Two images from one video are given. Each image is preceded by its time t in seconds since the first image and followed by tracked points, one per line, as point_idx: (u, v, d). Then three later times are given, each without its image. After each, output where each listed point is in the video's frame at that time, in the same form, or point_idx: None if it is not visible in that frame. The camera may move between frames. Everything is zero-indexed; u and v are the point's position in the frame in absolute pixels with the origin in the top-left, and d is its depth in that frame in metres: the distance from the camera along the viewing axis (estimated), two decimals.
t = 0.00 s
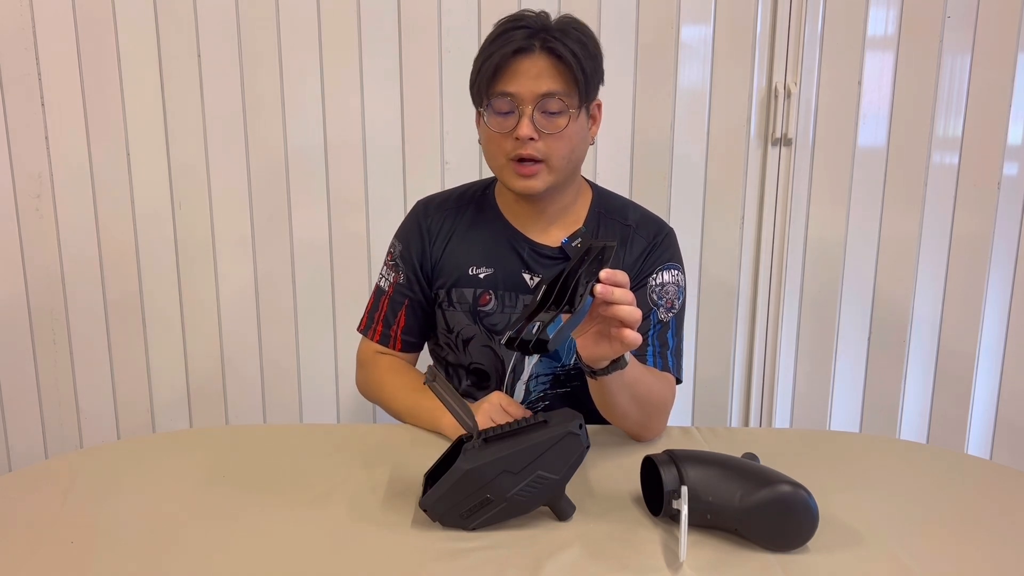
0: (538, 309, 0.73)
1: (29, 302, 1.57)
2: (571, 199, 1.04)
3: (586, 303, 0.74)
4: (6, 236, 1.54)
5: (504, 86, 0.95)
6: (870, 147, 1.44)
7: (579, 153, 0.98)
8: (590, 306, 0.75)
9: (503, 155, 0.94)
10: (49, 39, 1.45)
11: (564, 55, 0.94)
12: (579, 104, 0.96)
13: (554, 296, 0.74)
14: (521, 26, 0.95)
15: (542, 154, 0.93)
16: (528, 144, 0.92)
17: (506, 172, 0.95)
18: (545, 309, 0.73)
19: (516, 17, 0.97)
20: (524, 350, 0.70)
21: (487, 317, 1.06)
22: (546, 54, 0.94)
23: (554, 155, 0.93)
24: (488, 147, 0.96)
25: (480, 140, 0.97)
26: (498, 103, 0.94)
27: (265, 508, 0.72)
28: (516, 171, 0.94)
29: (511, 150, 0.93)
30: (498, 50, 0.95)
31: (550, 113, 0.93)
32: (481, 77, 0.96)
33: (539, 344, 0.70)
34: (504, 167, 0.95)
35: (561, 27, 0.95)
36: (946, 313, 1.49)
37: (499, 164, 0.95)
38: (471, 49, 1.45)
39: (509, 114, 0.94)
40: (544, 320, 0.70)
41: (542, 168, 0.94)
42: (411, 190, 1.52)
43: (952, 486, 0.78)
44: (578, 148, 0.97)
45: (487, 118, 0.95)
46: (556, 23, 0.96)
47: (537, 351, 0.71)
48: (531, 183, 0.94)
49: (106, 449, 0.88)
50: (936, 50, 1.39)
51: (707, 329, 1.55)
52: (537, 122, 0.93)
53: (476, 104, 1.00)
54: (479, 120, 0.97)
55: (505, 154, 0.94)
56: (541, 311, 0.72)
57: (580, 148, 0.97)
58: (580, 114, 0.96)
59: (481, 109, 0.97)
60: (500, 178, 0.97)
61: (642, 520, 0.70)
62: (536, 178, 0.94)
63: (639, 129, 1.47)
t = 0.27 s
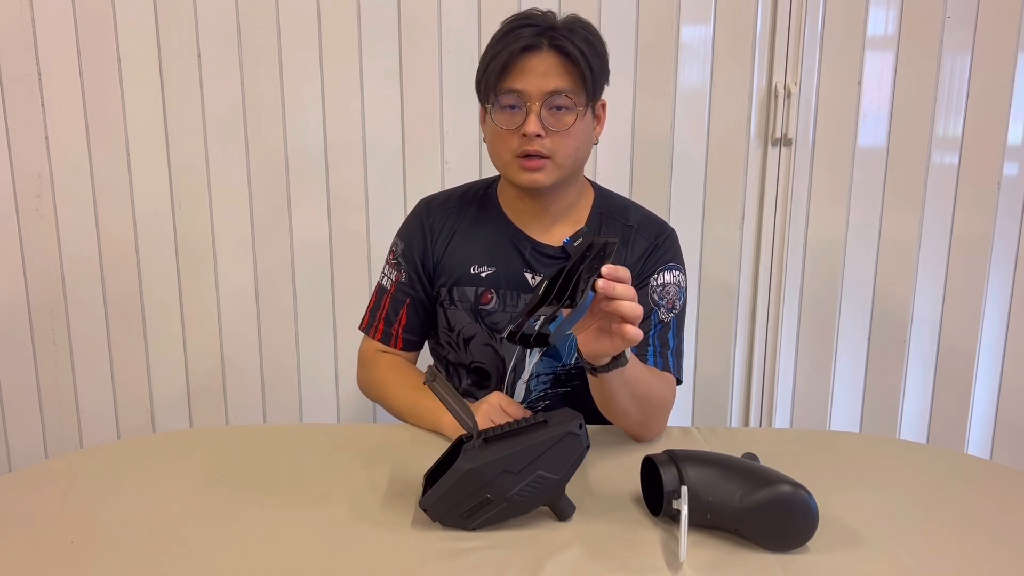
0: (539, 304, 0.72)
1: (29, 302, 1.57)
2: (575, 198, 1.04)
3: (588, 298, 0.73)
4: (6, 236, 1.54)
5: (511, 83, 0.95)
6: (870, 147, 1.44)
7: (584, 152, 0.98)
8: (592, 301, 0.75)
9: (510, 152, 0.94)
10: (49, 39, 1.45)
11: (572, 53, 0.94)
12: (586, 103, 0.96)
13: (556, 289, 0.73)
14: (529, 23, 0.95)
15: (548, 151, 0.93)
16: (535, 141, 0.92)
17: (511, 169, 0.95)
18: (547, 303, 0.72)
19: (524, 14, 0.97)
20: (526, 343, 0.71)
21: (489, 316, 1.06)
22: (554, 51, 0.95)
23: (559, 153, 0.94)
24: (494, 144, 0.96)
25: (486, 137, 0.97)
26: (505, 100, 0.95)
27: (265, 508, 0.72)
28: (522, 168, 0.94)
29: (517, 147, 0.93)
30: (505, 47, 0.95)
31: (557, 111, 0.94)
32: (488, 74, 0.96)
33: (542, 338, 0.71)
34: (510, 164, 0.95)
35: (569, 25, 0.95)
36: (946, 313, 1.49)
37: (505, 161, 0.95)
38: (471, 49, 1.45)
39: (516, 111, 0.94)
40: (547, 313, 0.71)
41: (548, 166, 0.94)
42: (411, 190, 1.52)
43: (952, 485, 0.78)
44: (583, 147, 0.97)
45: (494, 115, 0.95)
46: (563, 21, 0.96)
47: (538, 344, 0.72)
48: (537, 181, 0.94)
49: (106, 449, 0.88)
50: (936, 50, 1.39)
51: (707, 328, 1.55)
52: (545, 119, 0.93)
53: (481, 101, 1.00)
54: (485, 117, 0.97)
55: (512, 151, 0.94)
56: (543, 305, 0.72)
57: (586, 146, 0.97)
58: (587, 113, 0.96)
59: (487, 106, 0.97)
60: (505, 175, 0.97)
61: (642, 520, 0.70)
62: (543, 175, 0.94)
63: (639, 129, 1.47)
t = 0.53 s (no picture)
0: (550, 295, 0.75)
1: (29, 302, 1.57)
2: (581, 198, 1.04)
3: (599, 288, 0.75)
4: (6, 236, 1.54)
5: (520, 81, 0.95)
6: (870, 146, 1.44)
7: (592, 152, 0.98)
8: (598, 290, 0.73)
9: (519, 150, 0.94)
10: (49, 39, 1.45)
11: (582, 52, 0.94)
12: (595, 102, 0.96)
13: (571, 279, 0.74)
14: (540, 22, 0.95)
15: (556, 150, 0.93)
16: (544, 140, 0.92)
17: (520, 168, 0.95)
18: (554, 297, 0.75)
19: (534, 14, 0.97)
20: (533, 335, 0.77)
21: (490, 313, 1.06)
22: (564, 51, 0.95)
23: (568, 153, 0.94)
24: (502, 142, 0.96)
25: (494, 135, 0.97)
26: (515, 98, 0.95)
27: (265, 508, 0.72)
28: (531, 166, 0.94)
29: (526, 145, 0.93)
30: (515, 45, 0.95)
31: (566, 110, 0.94)
32: (498, 72, 0.96)
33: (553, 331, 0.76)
34: (519, 162, 0.95)
35: (579, 25, 0.96)
36: (946, 313, 1.49)
37: (514, 159, 0.95)
38: (471, 49, 1.45)
39: (526, 110, 0.95)
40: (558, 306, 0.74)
41: (556, 165, 0.94)
42: (411, 190, 1.52)
43: (953, 486, 0.78)
44: (592, 146, 0.97)
45: (503, 113, 0.95)
46: (573, 21, 0.96)
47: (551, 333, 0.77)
48: (545, 179, 0.94)
49: (106, 449, 0.88)
50: (936, 50, 1.39)
51: (707, 328, 1.55)
52: (554, 118, 0.93)
53: (490, 99, 1.00)
54: (494, 115, 0.98)
55: (521, 150, 0.94)
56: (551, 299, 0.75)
57: (594, 145, 0.98)
58: (596, 113, 0.96)
59: (496, 105, 0.97)
60: (513, 174, 0.97)
61: (642, 520, 0.70)
62: (551, 175, 0.94)
63: (639, 129, 1.47)
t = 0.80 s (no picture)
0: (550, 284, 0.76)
1: (29, 301, 1.57)
2: (580, 201, 1.04)
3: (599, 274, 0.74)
4: (6, 235, 1.54)
5: (521, 85, 0.95)
6: (870, 146, 1.44)
7: (592, 157, 0.98)
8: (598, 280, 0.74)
9: (516, 154, 0.95)
10: (49, 38, 1.45)
11: (582, 59, 0.93)
12: (594, 109, 0.96)
13: (574, 269, 0.74)
14: (543, 27, 0.95)
15: (553, 155, 0.94)
16: (541, 145, 0.93)
17: (517, 171, 0.96)
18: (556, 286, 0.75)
19: (538, 17, 0.97)
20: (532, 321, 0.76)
21: (492, 309, 1.06)
22: (565, 56, 0.94)
23: (565, 158, 0.94)
24: (502, 144, 0.97)
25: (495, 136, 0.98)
26: (515, 102, 0.95)
27: (265, 508, 0.72)
28: (527, 170, 0.95)
29: (523, 150, 0.94)
30: (517, 49, 0.95)
31: (565, 116, 0.94)
32: (500, 75, 0.97)
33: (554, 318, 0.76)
34: (516, 166, 0.95)
35: (582, 31, 0.95)
36: (946, 312, 1.49)
37: (512, 162, 0.96)
38: (471, 48, 1.45)
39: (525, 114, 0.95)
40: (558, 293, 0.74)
41: (553, 169, 0.95)
42: (411, 189, 1.52)
43: (953, 486, 0.78)
44: (590, 152, 0.97)
45: (503, 116, 0.96)
46: (576, 26, 0.96)
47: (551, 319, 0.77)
48: (541, 184, 0.95)
49: (106, 449, 0.88)
50: (936, 50, 1.39)
51: (707, 327, 1.55)
52: (552, 124, 0.94)
53: (494, 100, 1.00)
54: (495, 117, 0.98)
55: (518, 153, 0.95)
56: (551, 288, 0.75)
57: (593, 151, 0.98)
58: (595, 119, 0.96)
59: (497, 107, 0.98)
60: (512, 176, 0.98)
61: (642, 520, 0.70)
62: (547, 179, 0.95)
63: (639, 128, 1.47)
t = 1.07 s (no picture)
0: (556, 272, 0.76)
1: (29, 301, 1.57)
2: (581, 199, 1.04)
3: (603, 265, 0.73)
4: (6, 235, 1.54)
5: (531, 76, 0.95)
6: (870, 146, 1.44)
7: (596, 153, 0.98)
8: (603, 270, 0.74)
9: (522, 144, 0.94)
10: (49, 38, 1.45)
11: (595, 54, 0.94)
12: (603, 105, 0.96)
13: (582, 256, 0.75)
14: (557, 20, 0.95)
15: (560, 147, 0.93)
16: (549, 136, 0.93)
17: (521, 161, 0.95)
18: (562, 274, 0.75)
19: (553, 12, 0.97)
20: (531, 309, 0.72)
21: (491, 309, 1.06)
22: (578, 50, 0.95)
23: (572, 151, 0.94)
24: (508, 134, 0.96)
25: (501, 126, 0.98)
26: (524, 92, 0.95)
27: (265, 507, 0.72)
28: (532, 161, 0.95)
29: (531, 139, 0.93)
30: (530, 40, 0.95)
31: (574, 109, 0.94)
32: (511, 65, 0.97)
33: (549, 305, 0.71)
34: (521, 156, 0.95)
35: (597, 27, 0.96)
36: (946, 312, 1.49)
37: (517, 153, 0.95)
38: (471, 48, 1.45)
39: (534, 104, 0.95)
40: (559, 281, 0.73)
41: (559, 162, 0.94)
42: (411, 189, 1.52)
43: (953, 486, 0.78)
44: (596, 147, 0.97)
45: (511, 105, 0.96)
46: (590, 23, 0.96)
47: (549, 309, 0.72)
48: (545, 175, 0.95)
49: (106, 449, 0.88)
50: (936, 50, 1.40)
51: (706, 327, 1.55)
52: (561, 115, 0.94)
53: (500, 91, 1.00)
54: (502, 107, 0.98)
55: (524, 144, 0.94)
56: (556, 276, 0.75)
57: (599, 147, 0.98)
58: (603, 115, 0.97)
59: (505, 97, 0.98)
60: (516, 167, 0.98)
61: (642, 520, 0.70)
62: (552, 171, 0.94)
63: (639, 128, 1.47)
